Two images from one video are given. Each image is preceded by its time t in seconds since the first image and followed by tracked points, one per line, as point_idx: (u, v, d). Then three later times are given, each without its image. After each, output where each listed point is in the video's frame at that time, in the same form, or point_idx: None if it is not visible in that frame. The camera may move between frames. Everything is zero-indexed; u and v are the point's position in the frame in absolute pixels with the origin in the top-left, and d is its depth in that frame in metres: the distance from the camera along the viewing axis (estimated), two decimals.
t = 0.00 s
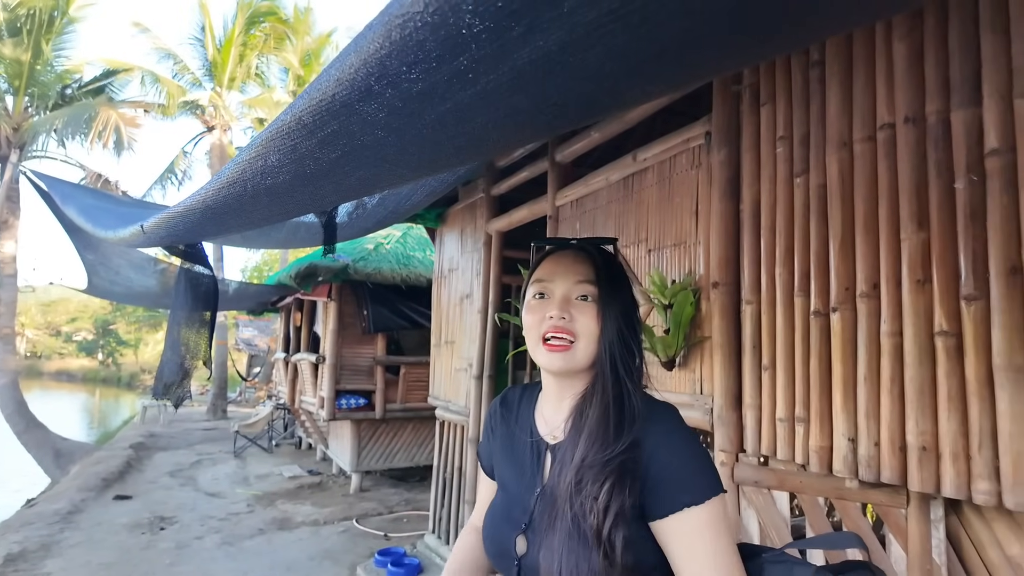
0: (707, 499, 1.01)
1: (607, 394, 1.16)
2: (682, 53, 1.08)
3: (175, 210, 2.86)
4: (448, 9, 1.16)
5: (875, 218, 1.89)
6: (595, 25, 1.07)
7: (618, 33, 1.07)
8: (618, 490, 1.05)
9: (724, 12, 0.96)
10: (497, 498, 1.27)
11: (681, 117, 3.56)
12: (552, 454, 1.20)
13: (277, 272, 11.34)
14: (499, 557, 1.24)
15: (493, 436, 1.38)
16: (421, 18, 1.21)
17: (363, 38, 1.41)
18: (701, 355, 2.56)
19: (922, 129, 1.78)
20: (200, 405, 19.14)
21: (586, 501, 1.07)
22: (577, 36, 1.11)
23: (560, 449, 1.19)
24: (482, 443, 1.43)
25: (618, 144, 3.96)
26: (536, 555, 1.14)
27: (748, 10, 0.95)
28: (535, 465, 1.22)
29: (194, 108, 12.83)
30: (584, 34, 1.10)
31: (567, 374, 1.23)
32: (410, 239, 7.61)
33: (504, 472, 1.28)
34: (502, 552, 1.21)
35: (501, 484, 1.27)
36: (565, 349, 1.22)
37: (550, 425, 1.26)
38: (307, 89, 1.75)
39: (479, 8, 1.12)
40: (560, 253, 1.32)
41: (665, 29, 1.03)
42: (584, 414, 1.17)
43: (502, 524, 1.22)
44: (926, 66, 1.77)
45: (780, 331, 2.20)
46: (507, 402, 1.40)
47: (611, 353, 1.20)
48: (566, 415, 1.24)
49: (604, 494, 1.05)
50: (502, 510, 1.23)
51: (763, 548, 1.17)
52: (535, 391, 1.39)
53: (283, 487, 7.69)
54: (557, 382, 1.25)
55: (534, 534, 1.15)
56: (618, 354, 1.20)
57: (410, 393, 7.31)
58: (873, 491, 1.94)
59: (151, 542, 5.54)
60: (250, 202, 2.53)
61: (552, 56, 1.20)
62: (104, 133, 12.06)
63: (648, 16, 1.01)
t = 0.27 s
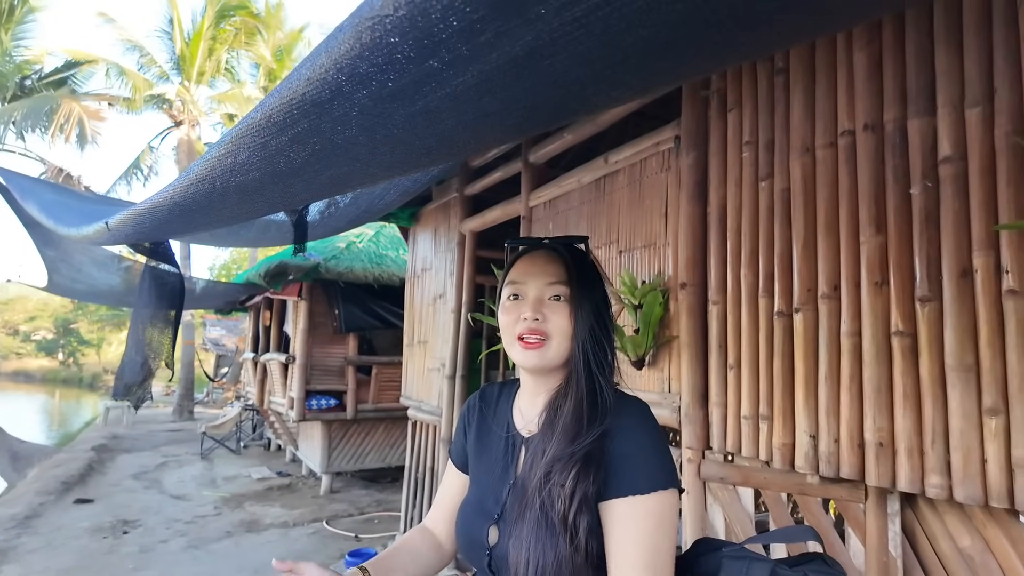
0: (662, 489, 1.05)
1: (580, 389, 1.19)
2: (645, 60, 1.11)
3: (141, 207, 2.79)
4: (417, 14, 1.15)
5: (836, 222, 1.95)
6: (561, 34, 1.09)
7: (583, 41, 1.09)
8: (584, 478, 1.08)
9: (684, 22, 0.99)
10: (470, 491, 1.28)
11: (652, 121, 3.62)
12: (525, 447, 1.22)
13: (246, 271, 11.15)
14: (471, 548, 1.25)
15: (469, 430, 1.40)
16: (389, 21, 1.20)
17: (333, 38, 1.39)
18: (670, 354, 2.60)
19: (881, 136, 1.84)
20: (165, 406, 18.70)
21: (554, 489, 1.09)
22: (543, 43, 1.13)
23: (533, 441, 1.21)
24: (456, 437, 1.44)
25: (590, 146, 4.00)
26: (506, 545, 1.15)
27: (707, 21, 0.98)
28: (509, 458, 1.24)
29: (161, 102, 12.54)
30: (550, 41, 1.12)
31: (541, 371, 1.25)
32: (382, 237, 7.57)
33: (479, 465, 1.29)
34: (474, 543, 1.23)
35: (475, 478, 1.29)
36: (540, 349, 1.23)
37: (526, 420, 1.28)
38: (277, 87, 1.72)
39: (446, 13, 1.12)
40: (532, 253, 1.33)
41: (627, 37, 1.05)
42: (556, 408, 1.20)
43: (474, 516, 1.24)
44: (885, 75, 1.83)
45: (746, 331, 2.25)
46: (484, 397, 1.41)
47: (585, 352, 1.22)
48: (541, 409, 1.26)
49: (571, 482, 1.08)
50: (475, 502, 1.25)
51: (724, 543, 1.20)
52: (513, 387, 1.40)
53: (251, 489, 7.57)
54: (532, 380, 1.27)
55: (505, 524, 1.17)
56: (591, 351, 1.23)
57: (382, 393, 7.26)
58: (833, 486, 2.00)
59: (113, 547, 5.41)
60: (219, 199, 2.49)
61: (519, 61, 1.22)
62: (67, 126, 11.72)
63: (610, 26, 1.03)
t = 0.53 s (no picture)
0: (640, 489, 1.07)
1: (557, 392, 1.21)
2: (625, 74, 1.13)
3: (120, 206, 2.77)
4: (405, 25, 1.20)
5: (809, 226, 2.00)
6: (545, 47, 1.11)
7: (565, 55, 1.11)
8: (562, 479, 1.10)
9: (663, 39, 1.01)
10: (452, 491, 1.29)
11: (631, 124, 3.66)
12: (505, 448, 1.24)
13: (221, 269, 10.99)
14: (451, 549, 1.27)
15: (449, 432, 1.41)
16: (377, 30, 1.25)
17: (321, 45, 1.43)
18: (647, 354, 2.64)
19: (851, 143, 1.90)
20: (137, 407, 18.34)
21: (533, 491, 1.11)
22: (526, 54, 1.15)
23: (512, 443, 1.23)
24: (438, 439, 1.45)
25: (570, 148, 4.03)
26: (486, 546, 1.17)
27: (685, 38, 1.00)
28: (489, 460, 1.26)
29: (134, 97, 12.29)
30: (533, 52, 1.14)
31: (518, 373, 1.27)
32: (361, 237, 7.52)
33: (460, 466, 1.31)
34: (455, 543, 1.24)
35: (456, 479, 1.30)
36: (516, 351, 1.25)
37: (505, 421, 1.29)
38: (263, 90, 1.74)
39: (435, 27, 1.17)
40: (510, 256, 1.35)
41: (608, 51, 1.07)
42: (534, 408, 1.21)
43: (455, 517, 1.25)
44: (855, 85, 1.89)
45: (721, 332, 2.30)
46: (465, 398, 1.43)
47: (560, 354, 1.24)
48: (520, 410, 1.28)
49: (549, 483, 1.10)
50: (456, 503, 1.26)
51: (700, 539, 1.23)
52: (494, 388, 1.42)
53: (226, 491, 7.47)
54: (510, 381, 1.29)
55: (485, 525, 1.19)
56: (567, 353, 1.25)
57: (361, 394, 7.22)
58: (805, 484, 2.05)
59: (83, 550, 5.30)
60: (199, 199, 2.47)
61: (504, 72, 1.24)
62: (35, 119, 11.43)
63: (591, 39, 1.06)
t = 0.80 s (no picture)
0: (628, 491, 1.08)
1: (541, 392, 1.21)
2: (616, 79, 1.14)
3: (108, 204, 2.74)
4: (397, 25, 1.20)
5: (793, 227, 2.03)
6: (538, 50, 1.12)
7: (558, 58, 1.12)
8: (549, 482, 1.11)
9: (654, 45, 1.02)
10: (437, 491, 1.30)
11: (619, 125, 3.68)
12: (491, 449, 1.24)
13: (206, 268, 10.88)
14: (435, 548, 1.27)
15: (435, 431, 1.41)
16: (371, 31, 1.25)
17: (315, 45, 1.43)
18: (634, 354, 2.66)
19: (835, 146, 1.93)
20: (118, 407, 18.08)
21: (519, 492, 1.12)
22: (519, 57, 1.16)
23: (498, 443, 1.23)
24: (424, 438, 1.45)
25: (558, 149, 4.05)
26: (470, 546, 1.18)
27: (676, 44, 1.00)
28: (475, 459, 1.26)
29: (117, 93, 12.12)
30: (526, 56, 1.15)
31: (502, 373, 1.28)
32: (347, 236, 7.49)
33: (445, 465, 1.31)
34: (440, 543, 1.24)
35: (441, 478, 1.31)
36: (499, 351, 1.26)
37: (491, 422, 1.30)
38: (255, 89, 1.74)
39: (429, 30, 1.18)
40: (493, 256, 1.35)
41: (599, 55, 1.08)
42: (519, 409, 1.22)
43: (440, 516, 1.25)
44: (839, 88, 1.92)
45: (706, 332, 2.32)
46: (452, 397, 1.43)
47: (541, 354, 1.25)
48: (506, 410, 1.28)
49: (536, 486, 1.11)
50: (441, 502, 1.26)
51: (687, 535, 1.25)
52: (480, 387, 1.43)
53: (210, 491, 7.40)
54: (494, 381, 1.30)
55: (470, 526, 1.19)
56: (550, 353, 1.25)
57: (347, 394, 7.19)
58: (788, 482, 2.08)
59: (64, 553, 5.23)
60: (188, 198, 2.45)
61: (496, 75, 1.24)
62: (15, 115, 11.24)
63: (582, 43, 1.06)
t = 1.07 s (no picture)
0: (622, 486, 1.10)
1: (538, 391, 1.22)
2: (608, 85, 1.15)
3: (99, 205, 2.72)
4: (394, 32, 1.19)
5: (780, 229, 2.06)
6: (531, 58, 1.14)
7: (551, 66, 1.14)
8: (544, 479, 1.12)
9: (645, 54, 1.03)
10: (431, 489, 1.30)
11: (609, 127, 3.70)
12: (486, 447, 1.26)
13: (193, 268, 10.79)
14: (431, 545, 1.28)
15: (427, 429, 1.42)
16: (368, 38, 1.24)
17: (311, 50, 1.42)
18: (623, 354, 2.68)
19: (821, 149, 1.96)
20: (104, 407, 17.88)
21: (516, 489, 1.13)
22: (513, 64, 1.18)
23: (494, 441, 1.25)
24: (412, 434, 1.45)
25: (548, 150, 4.06)
26: (468, 542, 1.19)
27: (665, 53, 1.02)
28: (471, 457, 1.27)
29: (103, 90, 11.99)
30: (520, 63, 1.16)
31: (497, 373, 1.29)
32: (337, 235, 7.46)
33: (440, 463, 1.32)
34: (436, 540, 1.25)
35: (435, 476, 1.31)
36: (494, 352, 1.27)
37: (486, 421, 1.31)
38: (251, 92, 1.72)
39: (425, 35, 1.17)
40: (485, 257, 1.36)
41: (591, 62, 1.09)
42: (514, 408, 1.23)
43: (436, 515, 1.26)
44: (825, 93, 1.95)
45: (694, 332, 2.35)
46: (445, 396, 1.44)
47: (537, 354, 1.26)
48: (501, 408, 1.30)
49: (531, 482, 1.12)
50: (436, 500, 1.27)
51: (675, 533, 1.27)
52: (474, 386, 1.44)
53: (197, 492, 7.35)
54: (489, 380, 1.31)
55: (467, 523, 1.20)
56: (545, 352, 1.27)
57: (336, 394, 7.16)
58: (775, 480, 2.11)
59: (48, 555, 5.18)
60: (181, 199, 2.44)
61: (491, 80, 1.26)
62: None
63: (575, 52, 1.08)
